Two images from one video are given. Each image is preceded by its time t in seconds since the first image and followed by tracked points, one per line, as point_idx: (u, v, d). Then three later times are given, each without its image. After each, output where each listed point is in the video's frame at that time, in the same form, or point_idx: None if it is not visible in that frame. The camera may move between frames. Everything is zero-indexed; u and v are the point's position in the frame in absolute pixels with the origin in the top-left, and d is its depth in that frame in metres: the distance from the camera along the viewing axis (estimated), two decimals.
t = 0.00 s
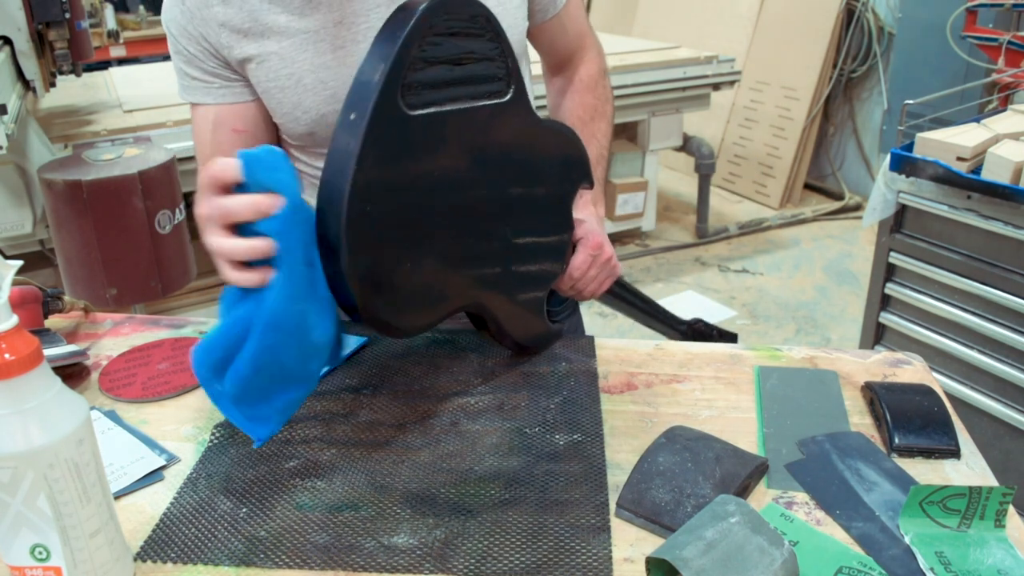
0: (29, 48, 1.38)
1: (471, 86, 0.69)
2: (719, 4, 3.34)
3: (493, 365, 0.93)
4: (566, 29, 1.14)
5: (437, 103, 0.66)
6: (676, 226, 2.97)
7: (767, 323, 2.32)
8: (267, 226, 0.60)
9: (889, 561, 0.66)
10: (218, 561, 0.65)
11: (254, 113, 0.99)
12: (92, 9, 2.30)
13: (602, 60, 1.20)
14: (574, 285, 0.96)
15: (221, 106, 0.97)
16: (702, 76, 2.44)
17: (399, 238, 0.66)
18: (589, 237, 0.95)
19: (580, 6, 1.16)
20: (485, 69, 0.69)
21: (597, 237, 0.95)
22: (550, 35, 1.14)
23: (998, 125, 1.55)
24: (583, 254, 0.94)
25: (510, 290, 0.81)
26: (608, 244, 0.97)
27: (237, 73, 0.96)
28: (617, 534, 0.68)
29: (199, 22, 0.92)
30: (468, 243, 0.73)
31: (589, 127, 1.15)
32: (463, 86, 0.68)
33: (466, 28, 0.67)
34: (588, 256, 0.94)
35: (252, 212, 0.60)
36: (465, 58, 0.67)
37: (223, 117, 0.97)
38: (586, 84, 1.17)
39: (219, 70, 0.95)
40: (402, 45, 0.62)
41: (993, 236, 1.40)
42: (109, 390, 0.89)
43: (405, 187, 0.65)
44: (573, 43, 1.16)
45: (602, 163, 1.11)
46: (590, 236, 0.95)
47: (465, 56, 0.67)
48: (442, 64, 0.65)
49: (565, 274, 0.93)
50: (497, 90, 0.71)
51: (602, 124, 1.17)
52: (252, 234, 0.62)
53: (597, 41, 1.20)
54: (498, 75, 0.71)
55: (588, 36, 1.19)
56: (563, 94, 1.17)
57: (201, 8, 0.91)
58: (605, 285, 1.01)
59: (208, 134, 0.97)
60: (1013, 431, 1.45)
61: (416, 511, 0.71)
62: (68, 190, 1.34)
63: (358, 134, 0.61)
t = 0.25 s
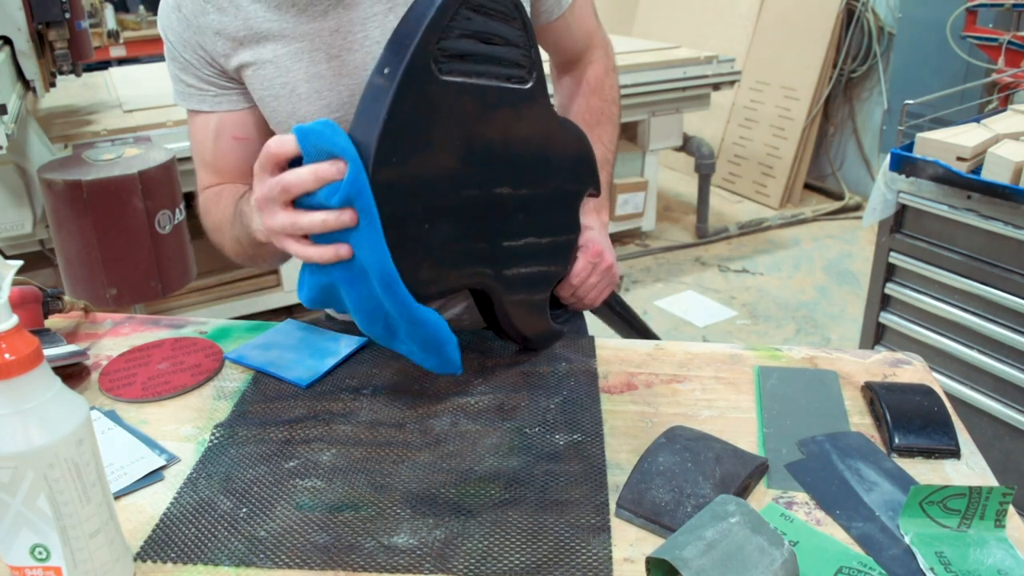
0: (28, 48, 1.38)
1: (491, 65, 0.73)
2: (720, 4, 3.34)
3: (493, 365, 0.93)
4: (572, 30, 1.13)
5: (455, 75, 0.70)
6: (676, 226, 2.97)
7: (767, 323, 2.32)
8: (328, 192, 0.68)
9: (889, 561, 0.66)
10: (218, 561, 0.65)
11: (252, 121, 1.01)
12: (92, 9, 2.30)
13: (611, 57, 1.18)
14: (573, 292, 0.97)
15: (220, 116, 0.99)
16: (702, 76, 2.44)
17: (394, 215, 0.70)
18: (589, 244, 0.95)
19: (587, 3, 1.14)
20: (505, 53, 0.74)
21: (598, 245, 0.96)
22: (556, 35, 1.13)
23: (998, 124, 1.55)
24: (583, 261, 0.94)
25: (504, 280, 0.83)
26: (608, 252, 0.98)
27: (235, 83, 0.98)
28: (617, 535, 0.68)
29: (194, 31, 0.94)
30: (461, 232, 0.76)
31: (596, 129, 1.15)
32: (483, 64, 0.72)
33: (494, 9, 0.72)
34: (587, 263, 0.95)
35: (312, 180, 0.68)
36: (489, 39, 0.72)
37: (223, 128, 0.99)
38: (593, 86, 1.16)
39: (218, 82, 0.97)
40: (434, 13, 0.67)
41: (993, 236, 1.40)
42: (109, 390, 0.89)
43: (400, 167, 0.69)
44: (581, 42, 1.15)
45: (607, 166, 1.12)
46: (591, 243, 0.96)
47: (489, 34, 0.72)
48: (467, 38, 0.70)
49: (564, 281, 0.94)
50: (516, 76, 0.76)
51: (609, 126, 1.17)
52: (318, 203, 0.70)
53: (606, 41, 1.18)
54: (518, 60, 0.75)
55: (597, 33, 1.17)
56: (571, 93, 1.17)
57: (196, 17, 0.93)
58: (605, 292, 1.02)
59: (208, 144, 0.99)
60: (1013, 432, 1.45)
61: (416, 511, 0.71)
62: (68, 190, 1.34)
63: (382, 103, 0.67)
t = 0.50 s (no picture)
0: (28, 48, 1.38)
1: (507, 55, 0.74)
2: (720, 4, 3.34)
3: (492, 365, 0.93)
4: (575, 30, 1.12)
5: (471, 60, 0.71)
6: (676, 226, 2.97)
7: (766, 323, 2.32)
8: (347, 155, 0.69)
9: (890, 561, 0.66)
10: (218, 561, 0.65)
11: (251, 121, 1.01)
12: (92, 9, 2.30)
13: (611, 58, 1.19)
14: (575, 296, 0.98)
15: (220, 117, 0.99)
16: (702, 76, 2.44)
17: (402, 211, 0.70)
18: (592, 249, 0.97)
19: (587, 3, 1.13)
20: (524, 45, 0.74)
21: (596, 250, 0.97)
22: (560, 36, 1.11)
23: (998, 124, 1.55)
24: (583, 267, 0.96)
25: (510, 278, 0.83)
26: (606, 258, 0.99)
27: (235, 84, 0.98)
28: (617, 535, 0.68)
29: (195, 30, 0.93)
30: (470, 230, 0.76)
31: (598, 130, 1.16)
32: (499, 52, 0.73)
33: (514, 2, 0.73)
34: (588, 268, 0.96)
35: (333, 143, 0.69)
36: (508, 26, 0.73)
37: (223, 128, 0.99)
38: (593, 87, 1.16)
39: (218, 83, 0.98)
40: None
41: (994, 236, 1.40)
42: (109, 390, 0.89)
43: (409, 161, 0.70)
44: (582, 43, 1.14)
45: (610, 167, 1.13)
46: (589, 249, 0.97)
47: (510, 24, 0.73)
48: (487, 25, 0.71)
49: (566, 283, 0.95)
50: (533, 68, 0.76)
51: (608, 127, 1.18)
52: (334, 167, 0.71)
53: (606, 41, 1.18)
54: (535, 54, 0.76)
55: (598, 34, 1.17)
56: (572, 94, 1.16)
57: (197, 15, 0.93)
58: (606, 297, 1.03)
59: (208, 144, 0.99)
60: (1013, 432, 1.45)
61: (416, 511, 0.71)
62: (68, 190, 1.34)
63: (398, 84, 0.67)
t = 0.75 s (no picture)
0: (28, 48, 1.38)
1: (512, 52, 0.74)
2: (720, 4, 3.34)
3: (493, 365, 0.93)
4: (576, 30, 1.12)
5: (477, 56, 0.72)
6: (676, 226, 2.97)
7: (766, 323, 2.32)
8: (362, 128, 0.69)
9: (890, 561, 0.66)
10: (218, 561, 0.65)
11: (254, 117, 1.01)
12: (92, 8, 2.30)
13: (610, 61, 1.19)
14: (575, 296, 0.99)
15: (223, 114, 0.99)
16: (702, 76, 2.44)
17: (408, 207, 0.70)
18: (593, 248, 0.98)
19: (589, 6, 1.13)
20: (530, 41, 0.75)
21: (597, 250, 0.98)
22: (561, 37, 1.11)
23: (998, 124, 1.55)
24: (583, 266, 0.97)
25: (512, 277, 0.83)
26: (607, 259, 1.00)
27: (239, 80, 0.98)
28: (617, 534, 0.68)
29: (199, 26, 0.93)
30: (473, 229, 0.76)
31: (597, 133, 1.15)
32: (505, 48, 0.74)
33: None
34: (588, 268, 0.97)
35: (349, 115, 0.69)
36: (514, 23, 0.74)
37: (226, 125, 1.00)
38: (593, 89, 1.16)
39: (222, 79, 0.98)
40: None
41: (993, 236, 1.40)
42: (110, 390, 0.89)
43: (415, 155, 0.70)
44: (581, 45, 1.15)
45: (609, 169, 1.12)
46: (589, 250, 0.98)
47: (515, 20, 0.74)
48: (492, 21, 0.72)
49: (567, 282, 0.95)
50: (538, 66, 0.77)
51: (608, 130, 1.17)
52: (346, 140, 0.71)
53: (605, 45, 1.18)
54: (539, 51, 0.76)
55: (598, 37, 1.17)
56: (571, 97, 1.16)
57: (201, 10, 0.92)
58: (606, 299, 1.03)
59: (210, 142, 1.00)
60: (1013, 432, 1.45)
61: (416, 511, 0.71)
62: (68, 190, 1.34)
63: (406, 75, 0.68)
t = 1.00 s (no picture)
0: (29, 48, 1.38)
1: (498, 60, 0.74)
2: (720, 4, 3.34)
3: (492, 364, 0.93)
4: (582, 31, 1.13)
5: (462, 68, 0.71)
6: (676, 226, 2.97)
7: (767, 323, 2.32)
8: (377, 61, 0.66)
9: (889, 561, 0.66)
10: (218, 561, 0.65)
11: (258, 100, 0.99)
12: (92, 9, 2.31)
13: (617, 61, 1.19)
14: (572, 293, 0.98)
15: (228, 94, 0.97)
16: (702, 76, 2.44)
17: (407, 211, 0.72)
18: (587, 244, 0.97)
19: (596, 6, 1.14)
20: (515, 48, 0.74)
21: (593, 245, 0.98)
22: (568, 37, 1.12)
23: (998, 124, 1.55)
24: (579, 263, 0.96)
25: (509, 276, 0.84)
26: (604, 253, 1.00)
27: (243, 62, 0.97)
28: (617, 534, 0.68)
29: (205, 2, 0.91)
30: (469, 229, 0.77)
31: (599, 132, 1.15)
32: (490, 58, 0.73)
33: (503, 5, 0.73)
34: (585, 264, 0.97)
35: (371, 46, 0.66)
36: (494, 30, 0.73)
37: (230, 105, 0.98)
38: (598, 88, 1.16)
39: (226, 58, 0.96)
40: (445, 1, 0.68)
41: (994, 236, 1.40)
42: (109, 389, 0.89)
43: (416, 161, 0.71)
44: (589, 45, 1.15)
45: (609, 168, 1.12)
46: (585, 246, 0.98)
47: (499, 28, 0.73)
48: (474, 31, 0.71)
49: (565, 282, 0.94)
50: (525, 71, 0.76)
51: (612, 128, 1.17)
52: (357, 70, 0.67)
53: (613, 45, 1.18)
54: (525, 57, 0.75)
55: (606, 37, 1.17)
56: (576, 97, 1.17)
57: None
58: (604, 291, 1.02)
59: (212, 120, 0.98)
60: (1013, 432, 1.45)
61: (416, 511, 0.71)
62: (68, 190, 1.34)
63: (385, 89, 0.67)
